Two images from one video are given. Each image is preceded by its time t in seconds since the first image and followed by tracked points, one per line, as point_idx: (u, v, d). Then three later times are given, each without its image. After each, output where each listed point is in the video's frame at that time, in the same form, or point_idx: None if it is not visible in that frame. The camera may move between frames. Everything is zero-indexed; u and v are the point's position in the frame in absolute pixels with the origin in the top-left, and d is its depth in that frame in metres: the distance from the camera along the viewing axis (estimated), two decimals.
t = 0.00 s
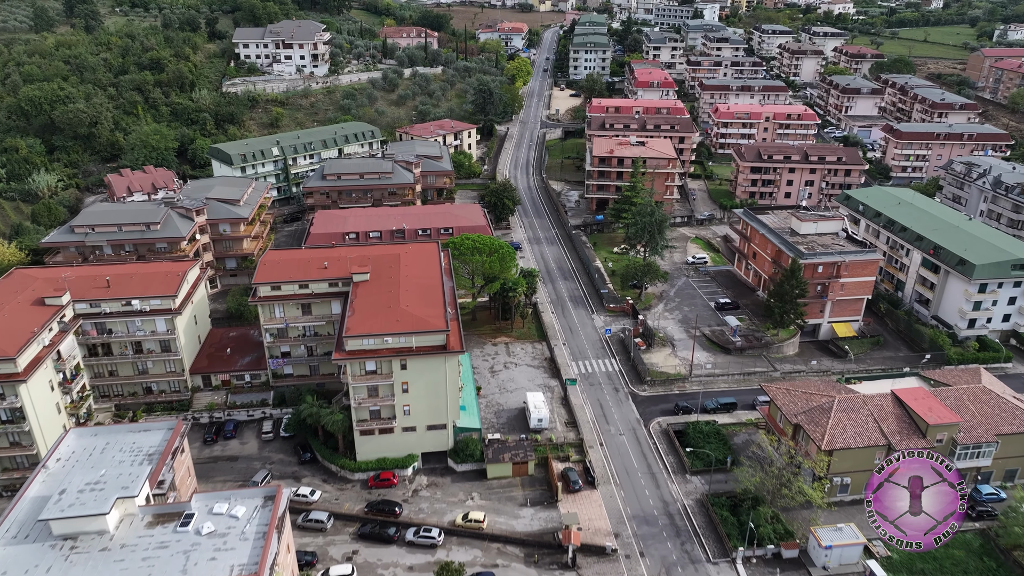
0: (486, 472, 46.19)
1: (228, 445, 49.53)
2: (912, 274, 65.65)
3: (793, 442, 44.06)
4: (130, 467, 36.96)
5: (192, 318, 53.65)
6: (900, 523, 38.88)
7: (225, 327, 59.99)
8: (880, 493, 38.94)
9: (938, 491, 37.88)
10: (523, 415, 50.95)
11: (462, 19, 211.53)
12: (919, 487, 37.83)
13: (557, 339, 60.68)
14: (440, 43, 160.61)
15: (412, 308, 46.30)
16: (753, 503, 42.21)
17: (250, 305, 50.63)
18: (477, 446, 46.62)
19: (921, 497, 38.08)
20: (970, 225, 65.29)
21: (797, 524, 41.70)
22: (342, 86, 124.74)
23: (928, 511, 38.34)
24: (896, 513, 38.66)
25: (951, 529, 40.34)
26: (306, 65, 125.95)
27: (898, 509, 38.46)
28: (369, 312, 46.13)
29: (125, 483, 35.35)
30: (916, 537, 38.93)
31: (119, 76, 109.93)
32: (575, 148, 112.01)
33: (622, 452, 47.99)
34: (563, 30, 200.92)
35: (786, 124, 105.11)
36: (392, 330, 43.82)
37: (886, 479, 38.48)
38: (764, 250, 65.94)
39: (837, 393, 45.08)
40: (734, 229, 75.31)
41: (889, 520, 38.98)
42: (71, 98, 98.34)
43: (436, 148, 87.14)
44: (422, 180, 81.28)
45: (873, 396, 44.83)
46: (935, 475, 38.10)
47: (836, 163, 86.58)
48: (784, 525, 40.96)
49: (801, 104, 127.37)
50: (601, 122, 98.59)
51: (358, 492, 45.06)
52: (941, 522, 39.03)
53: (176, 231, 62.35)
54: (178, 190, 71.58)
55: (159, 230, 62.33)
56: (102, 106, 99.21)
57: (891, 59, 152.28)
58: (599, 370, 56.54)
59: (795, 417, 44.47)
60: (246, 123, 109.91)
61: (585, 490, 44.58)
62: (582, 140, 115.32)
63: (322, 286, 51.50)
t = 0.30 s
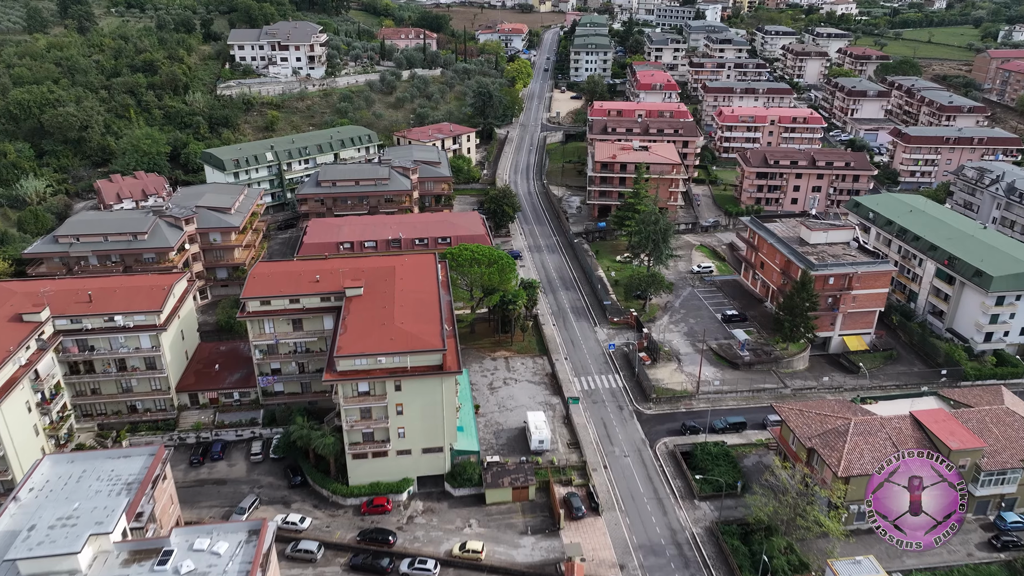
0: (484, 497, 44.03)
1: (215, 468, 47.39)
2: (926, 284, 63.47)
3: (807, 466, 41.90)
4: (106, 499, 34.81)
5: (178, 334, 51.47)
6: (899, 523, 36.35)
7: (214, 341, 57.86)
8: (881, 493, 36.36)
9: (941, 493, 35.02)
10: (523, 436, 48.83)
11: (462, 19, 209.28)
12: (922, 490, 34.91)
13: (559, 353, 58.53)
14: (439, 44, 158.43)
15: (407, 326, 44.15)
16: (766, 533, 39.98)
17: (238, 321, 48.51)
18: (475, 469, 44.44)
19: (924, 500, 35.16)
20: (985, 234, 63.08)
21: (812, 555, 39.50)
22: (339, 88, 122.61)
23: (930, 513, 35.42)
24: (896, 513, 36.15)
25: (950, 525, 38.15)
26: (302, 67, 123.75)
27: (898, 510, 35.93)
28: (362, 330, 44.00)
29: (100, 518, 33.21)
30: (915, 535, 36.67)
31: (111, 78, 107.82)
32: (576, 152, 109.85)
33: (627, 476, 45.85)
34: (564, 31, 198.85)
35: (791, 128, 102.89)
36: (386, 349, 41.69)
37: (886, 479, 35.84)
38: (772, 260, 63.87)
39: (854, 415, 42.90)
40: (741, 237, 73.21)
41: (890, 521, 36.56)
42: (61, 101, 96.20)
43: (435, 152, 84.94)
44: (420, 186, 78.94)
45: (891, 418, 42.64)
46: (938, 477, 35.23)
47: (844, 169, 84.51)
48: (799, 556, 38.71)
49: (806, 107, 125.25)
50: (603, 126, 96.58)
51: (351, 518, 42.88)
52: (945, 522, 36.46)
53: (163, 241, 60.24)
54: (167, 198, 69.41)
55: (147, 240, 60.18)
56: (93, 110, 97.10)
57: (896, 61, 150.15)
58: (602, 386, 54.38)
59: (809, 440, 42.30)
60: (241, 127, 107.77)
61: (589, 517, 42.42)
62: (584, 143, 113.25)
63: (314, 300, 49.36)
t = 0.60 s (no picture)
0: (482, 525, 41.84)
1: (200, 492, 45.23)
2: (939, 296, 61.33)
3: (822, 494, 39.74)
4: (77, 537, 32.71)
5: (162, 351, 49.26)
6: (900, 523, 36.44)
7: (202, 356, 55.74)
8: (880, 493, 36.86)
9: (940, 489, 35.83)
10: (523, 458, 46.66)
11: (461, 20, 207.07)
12: (921, 486, 35.77)
13: (560, 368, 56.42)
14: (437, 46, 156.29)
15: (400, 345, 42.06)
16: (780, 565, 37.64)
17: (224, 338, 46.39)
18: (472, 495, 42.25)
19: (923, 497, 35.93)
20: (1000, 244, 60.87)
21: None
22: (335, 91, 120.44)
23: (929, 511, 36.07)
24: (897, 513, 36.38)
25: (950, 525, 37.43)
26: (297, 69, 121.33)
27: (899, 509, 36.22)
28: (353, 349, 41.90)
29: (70, 559, 31.15)
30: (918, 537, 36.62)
31: (102, 81, 105.68)
32: (577, 156, 107.75)
33: (631, 501, 43.70)
34: (564, 32, 196.80)
35: (796, 131, 100.24)
36: (378, 371, 39.56)
37: (886, 478, 36.67)
38: (781, 270, 61.76)
39: (870, 439, 40.78)
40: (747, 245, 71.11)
41: (890, 522, 36.63)
42: (49, 105, 94.02)
43: (432, 158, 82.76)
44: (416, 193, 76.67)
45: (910, 442, 40.49)
46: (936, 474, 36.16)
47: (851, 174, 82.43)
48: None
49: (810, 109, 123.24)
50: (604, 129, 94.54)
51: (341, 548, 40.70)
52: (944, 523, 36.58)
53: (150, 252, 58.10)
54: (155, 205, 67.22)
55: (132, 251, 58.06)
56: (82, 113, 94.99)
57: (901, 62, 148.09)
58: (605, 404, 52.21)
59: (823, 466, 40.18)
60: (234, 130, 105.59)
61: (592, 547, 40.11)
62: (584, 147, 111.23)
63: (304, 316, 47.22)
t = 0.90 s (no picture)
0: (479, 556, 39.62)
1: (183, 519, 43.02)
2: (953, 307, 59.22)
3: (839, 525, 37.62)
4: None
5: (144, 369, 47.03)
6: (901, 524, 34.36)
7: (188, 373, 53.53)
8: (879, 493, 35.24)
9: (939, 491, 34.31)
10: (522, 482, 44.49)
11: (458, 20, 204.93)
12: (921, 486, 34.17)
13: (561, 385, 54.28)
14: (435, 47, 154.08)
15: (392, 366, 39.89)
16: None
17: (209, 357, 44.20)
18: (469, 524, 40.03)
19: (923, 498, 34.33)
20: (1016, 254, 58.71)
21: None
22: (330, 93, 118.17)
23: (929, 511, 34.38)
24: (896, 513, 34.44)
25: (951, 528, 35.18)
26: (292, 72, 119.54)
27: (899, 509, 34.35)
28: (343, 371, 39.70)
29: None
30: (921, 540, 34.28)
31: (91, 84, 103.39)
32: (577, 160, 105.59)
33: (636, 529, 41.48)
34: (563, 33, 194.68)
35: (800, 134, 99.13)
36: (368, 395, 37.40)
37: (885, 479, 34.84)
38: (789, 282, 59.66)
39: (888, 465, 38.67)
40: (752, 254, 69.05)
41: (890, 523, 34.60)
42: (36, 108, 91.73)
43: (428, 163, 80.53)
44: (412, 200, 74.50)
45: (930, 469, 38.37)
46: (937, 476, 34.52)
47: (858, 180, 80.32)
48: None
49: (813, 112, 121.28)
50: (604, 134, 92.46)
51: None
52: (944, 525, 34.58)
53: (134, 264, 55.88)
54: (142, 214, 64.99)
55: (116, 262, 55.83)
56: (70, 117, 92.71)
57: (904, 64, 146.15)
58: (608, 424, 50.06)
59: (839, 494, 38.07)
60: (227, 134, 103.31)
61: None
62: (583, 151, 109.30)
63: (292, 334, 45.05)
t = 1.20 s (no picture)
0: None
1: (164, 549, 40.72)
2: (967, 321, 57.12)
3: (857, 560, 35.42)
4: None
5: (125, 390, 44.81)
6: (900, 524, 33.92)
7: (173, 391, 51.27)
8: (879, 493, 34.75)
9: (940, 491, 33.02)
10: (522, 509, 42.29)
11: (456, 21, 202.74)
12: (920, 489, 33.10)
13: (561, 402, 52.13)
14: (432, 48, 151.84)
15: (384, 390, 37.72)
16: None
17: (192, 378, 42.03)
18: (465, 557, 37.82)
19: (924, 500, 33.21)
20: None
21: None
22: (325, 96, 115.97)
23: (930, 511, 33.42)
24: (896, 513, 33.92)
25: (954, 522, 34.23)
26: (286, 74, 116.92)
27: (897, 511, 33.75)
28: (332, 395, 37.51)
29: None
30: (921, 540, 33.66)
31: (80, 86, 101.11)
32: (577, 164, 103.50)
33: (642, 560, 39.19)
34: (562, 34, 192.52)
35: (805, 138, 97.15)
36: (358, 422, 35.21)
37: (886, 479, 34.44)
38: (798, 294, 57.54)
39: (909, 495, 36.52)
40: (759, 264, 66.98)
41: (889, 522, 34.28)
42: (22, 113, 89.46)
43: (424, 169, 78.37)
44: (408, 208, 72.26)
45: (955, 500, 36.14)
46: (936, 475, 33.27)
47: (866, 186, 78.27)
48: None
49: (817, 115, 119.28)
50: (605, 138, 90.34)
51: None
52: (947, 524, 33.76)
53: (117, 277, 53.69)
54: (127, 223, 62.80)
55: (98, 275, 53.60)
56: (57, 121, 90.46)
57: (908, 65, 144.20)
58: (611, 445, 47.88)
59: (857, 527, 35.87)
60: (219, 138, 101.06)
61: None
62: (584, 155, 107.16)
63: (279, 353, 42.89)
